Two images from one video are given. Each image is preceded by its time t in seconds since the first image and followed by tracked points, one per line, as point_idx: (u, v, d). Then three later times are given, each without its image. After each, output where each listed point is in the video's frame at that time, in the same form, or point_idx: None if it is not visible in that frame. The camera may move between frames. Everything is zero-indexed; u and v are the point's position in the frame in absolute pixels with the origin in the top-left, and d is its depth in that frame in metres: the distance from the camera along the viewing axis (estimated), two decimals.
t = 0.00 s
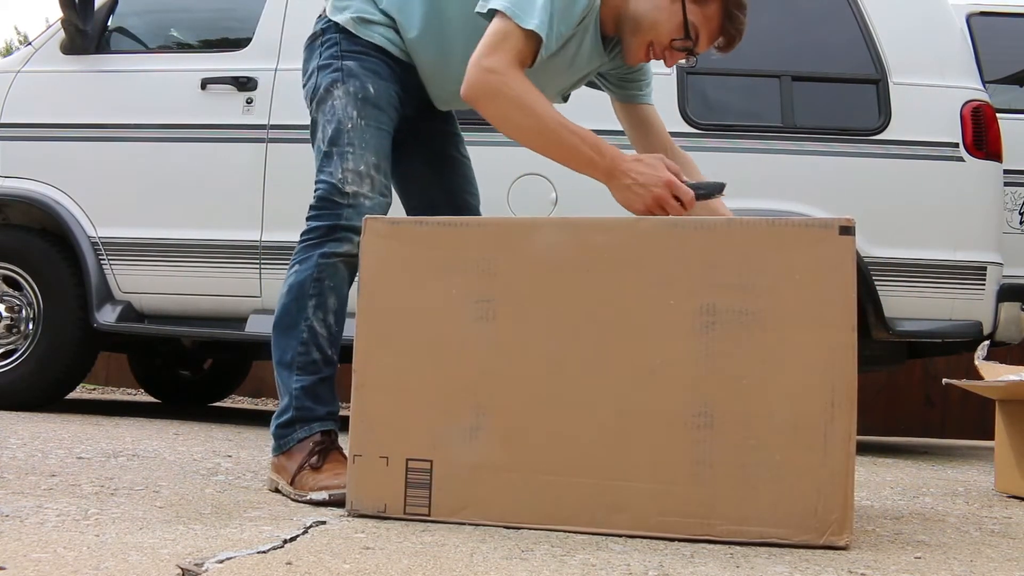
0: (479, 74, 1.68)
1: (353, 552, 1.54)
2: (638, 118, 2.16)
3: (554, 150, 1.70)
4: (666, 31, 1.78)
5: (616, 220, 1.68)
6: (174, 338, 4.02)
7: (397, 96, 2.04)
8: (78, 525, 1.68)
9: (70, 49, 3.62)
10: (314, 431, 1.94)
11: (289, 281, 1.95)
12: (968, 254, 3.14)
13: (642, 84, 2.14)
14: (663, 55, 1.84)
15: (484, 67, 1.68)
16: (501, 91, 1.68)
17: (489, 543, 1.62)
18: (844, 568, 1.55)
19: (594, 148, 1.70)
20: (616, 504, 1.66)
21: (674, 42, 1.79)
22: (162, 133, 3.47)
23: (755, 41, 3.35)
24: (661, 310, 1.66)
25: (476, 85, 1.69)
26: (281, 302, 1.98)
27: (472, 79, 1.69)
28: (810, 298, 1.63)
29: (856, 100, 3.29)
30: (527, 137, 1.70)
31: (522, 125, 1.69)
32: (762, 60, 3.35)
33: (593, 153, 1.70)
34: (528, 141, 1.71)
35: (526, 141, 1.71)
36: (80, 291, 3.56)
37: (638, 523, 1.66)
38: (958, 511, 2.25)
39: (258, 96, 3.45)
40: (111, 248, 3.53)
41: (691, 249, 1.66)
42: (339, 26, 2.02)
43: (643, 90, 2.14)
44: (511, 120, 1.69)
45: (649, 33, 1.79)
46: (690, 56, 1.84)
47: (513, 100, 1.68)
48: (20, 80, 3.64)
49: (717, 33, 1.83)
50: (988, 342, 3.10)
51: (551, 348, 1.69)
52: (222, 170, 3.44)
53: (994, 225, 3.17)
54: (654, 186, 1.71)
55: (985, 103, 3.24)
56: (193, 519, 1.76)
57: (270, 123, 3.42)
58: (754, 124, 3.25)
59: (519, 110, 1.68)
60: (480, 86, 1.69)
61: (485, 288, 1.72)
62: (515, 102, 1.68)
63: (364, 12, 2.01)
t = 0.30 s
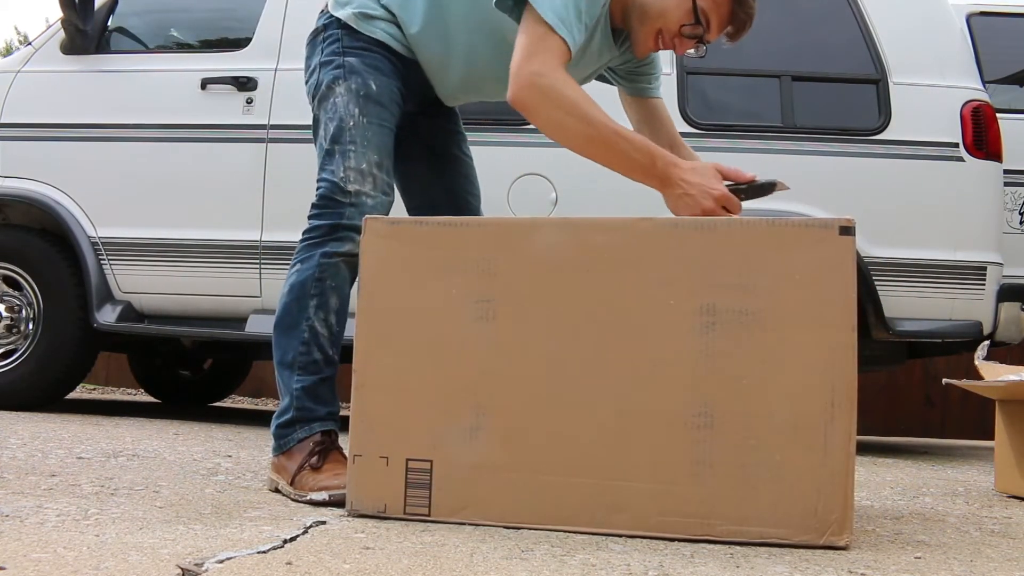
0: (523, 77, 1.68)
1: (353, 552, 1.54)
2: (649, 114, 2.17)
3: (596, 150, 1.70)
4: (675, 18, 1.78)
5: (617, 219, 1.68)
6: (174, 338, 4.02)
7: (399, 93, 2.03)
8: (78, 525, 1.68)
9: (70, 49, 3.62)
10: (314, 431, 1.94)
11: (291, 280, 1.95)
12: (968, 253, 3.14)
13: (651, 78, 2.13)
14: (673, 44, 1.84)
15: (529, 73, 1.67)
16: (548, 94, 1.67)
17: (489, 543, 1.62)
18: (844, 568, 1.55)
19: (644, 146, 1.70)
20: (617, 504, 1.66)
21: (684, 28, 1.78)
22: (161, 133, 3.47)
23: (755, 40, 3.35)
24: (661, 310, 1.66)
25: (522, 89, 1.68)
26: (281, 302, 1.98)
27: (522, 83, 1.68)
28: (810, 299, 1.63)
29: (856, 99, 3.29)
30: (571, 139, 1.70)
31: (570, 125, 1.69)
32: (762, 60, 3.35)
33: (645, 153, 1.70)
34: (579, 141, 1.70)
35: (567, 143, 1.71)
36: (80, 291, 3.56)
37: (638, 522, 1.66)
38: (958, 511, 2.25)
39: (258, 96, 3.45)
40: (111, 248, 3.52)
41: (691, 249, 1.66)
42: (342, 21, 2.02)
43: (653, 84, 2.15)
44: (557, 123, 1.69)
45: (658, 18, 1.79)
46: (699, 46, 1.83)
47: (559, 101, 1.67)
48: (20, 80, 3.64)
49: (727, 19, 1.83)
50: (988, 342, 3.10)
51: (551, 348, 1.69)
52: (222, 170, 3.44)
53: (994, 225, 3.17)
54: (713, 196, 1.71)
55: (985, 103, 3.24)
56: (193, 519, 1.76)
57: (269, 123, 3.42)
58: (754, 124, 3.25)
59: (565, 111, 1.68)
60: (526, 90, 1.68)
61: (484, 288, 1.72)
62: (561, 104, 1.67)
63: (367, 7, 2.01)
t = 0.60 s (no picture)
0: (560, 76, 1.67)
1: (353, 552, 1.54)
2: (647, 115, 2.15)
3: (639, 157, 1.69)
4: (676, 25, 1.78)
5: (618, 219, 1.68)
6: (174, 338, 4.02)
7: (400, 92, 2.04)
8: (78, 525, 1.68)
9: (70, 49, 3.62)
10: (314, 431, 1.94)
11: (292, 280, 1.95)
12: (968, 253, 3.14)
13: (650, 81, 2.14)
14: (674, 50, 1.84)
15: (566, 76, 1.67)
16: (585, 96, 1.67)
17: (489, 543, 1.62)
18: (844, 568, 1.55)
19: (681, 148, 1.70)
20: (616, 504, 1.66)
21: (685, 35, 1.79)
22: (161, 133, 3.47)
23: (755, 40, 3.35)
24: (662, 310, 1.66)
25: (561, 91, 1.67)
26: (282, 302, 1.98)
27: (559, 84, 1.67)
28: (810, 300, 1.63)
29: (856, 99, 3.29)
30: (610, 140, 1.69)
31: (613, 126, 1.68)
32: (763, 60, 3.35)
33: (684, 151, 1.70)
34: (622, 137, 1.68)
35: (601, 143, 1.70)
36: (80, 292, 3.56)
37: (638, 523, 1.66)
38: (958, 511, 2.25)
39: (258, 96, 3.45)
40: (110, 248, 3.52)
41: (692, 249, 1.66)
42: (343, 21, 2.02)
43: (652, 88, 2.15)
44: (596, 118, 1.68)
45: (659, 25, 1.79)
46: (701, 53, 1.84)
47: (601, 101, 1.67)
48: (20, 80, 3.64)
49: (728, 26, 1.83)
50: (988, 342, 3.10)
51: (550, 348, 1.69)
52: (222, 169, 3.44)
53: (995, 225, 3.17)
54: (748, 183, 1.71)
55: (986, 103, 3.24)
56: (194, 519, 1.76)
57: (269, 123, 3.42)
58: (754, 124, 3.25)
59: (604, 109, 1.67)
60: (567, 92, 1.67)
61: (484, 288, 1.72)
62: (598, 101, 1.67)
63: (367, 7, 2.00)
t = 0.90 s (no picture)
0: (559, 72, 1.68)
1: (353, 552, 1.54)
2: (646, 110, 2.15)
3: (636, 147, 1.70)
4: (672, 19, 1.78)
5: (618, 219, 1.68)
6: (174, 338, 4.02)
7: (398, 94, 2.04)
8: (78, 525, 1.68)
9: (70, 49, 3.62)
10: (314, 431, 1.94)
11: (291, 280, 1.95)
12: (967, 253, 3.14)
13: (649, 77, 2.14)
14: (669, 46, 1.84)
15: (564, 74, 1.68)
16: (586, 91, 1.68)
17: (489, 543, 1.62)
18: (845, 569, 1.55)
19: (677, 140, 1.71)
20: (616, 504, 1.66)
21: (680, 29, 1.79)
22: (161, 133, 3.47)
23: (755, 40, 3.35)
24: (663, 309, 1.66)
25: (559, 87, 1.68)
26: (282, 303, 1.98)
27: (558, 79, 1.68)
28: (810, 300, 1.63)
29: (856, 99, 3.29)
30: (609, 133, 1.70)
31: (611, 119, 1.69)
32: (762, 60, 3.35)
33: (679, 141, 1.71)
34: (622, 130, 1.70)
35: (597, 134, 1.70)
36: (79, 292, 3.56)
37: (638, 523, 1.66)
38: (958, 511, 2.25)
39: (258, 96, 3.45)
40: (110, 248, 3.52)
41: (692, 248, 1.66)
42: (339, 24, 2.02)
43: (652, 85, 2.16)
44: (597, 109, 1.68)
45: (655, 19, 1.79)
46: (696, 49, 1.84)
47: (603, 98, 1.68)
48: (20, 80, 3.64)
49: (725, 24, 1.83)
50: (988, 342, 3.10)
51: (550, 348, 1.69)
52: (222, 169, 3.44)
53: (994, 225, 3.17)
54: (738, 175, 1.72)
55: (985, 103, 3.24)
56: (193, 519, 1.76)
57: (269, 123, 3.42)
58: (754, 124, 3.25)
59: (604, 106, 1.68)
60: (563, 87, 1.68)
61: (484, 288, 1.72)
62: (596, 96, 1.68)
63: (364, 9, 2.01)
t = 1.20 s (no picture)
0: (449, 23, 1.69)
1: (353, 552, 1.54)
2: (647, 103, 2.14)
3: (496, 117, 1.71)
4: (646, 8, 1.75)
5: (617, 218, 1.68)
6: (174, 338, 4.02)
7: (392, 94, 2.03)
8: (78, 525, 1.68)
9: (70, 49, 3.62)
10: (314, 431, 1.94)
11: (290, 281, 1.96)
12: (967, 253, 3.14)
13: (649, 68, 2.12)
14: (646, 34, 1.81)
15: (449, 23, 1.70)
16: (466, 46, 1.69)
17: (489, 543, 1.62)
18: (845, 569, 1.55)
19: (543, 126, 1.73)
20: (616, 504, 1.66)
21: (656, 16, 1.75)
22: (161, 133, 3.46)
23: (755, 40, 3.35)
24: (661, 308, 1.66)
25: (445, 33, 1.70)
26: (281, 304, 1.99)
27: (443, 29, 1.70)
28: (810, 300, 1.63)
29: (856, 99, 3.29)
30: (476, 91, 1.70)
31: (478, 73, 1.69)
32: (762, 60, 3.35)
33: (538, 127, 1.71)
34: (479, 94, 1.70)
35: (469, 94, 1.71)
36: (79, 291, 3.56)
37: (638, 523, 1.66)
38: (958, 511, 2.25)
39: (258, 96, 3.45)
40: (111, 248, 3.52)
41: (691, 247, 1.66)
42: (331, 29, 2.03)
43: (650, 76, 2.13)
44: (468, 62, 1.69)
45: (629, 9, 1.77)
46: (674, 35, 1.80)
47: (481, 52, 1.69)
48: (20, 80, 3.64)
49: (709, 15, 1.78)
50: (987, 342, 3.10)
51: (550, 348, 1.69)
52: (222, 169, 3.44)
53: (994, 224, 3.17)
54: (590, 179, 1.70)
55: (985, 103, 3.24)
56: (193, 519, 1.76)
57: (269, 123, 3.42)
58: (753, 124, 3.25)
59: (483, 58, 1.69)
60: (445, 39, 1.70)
61: (483, 288, 1.72)
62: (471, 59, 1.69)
63: (354, 13, 2.02)
